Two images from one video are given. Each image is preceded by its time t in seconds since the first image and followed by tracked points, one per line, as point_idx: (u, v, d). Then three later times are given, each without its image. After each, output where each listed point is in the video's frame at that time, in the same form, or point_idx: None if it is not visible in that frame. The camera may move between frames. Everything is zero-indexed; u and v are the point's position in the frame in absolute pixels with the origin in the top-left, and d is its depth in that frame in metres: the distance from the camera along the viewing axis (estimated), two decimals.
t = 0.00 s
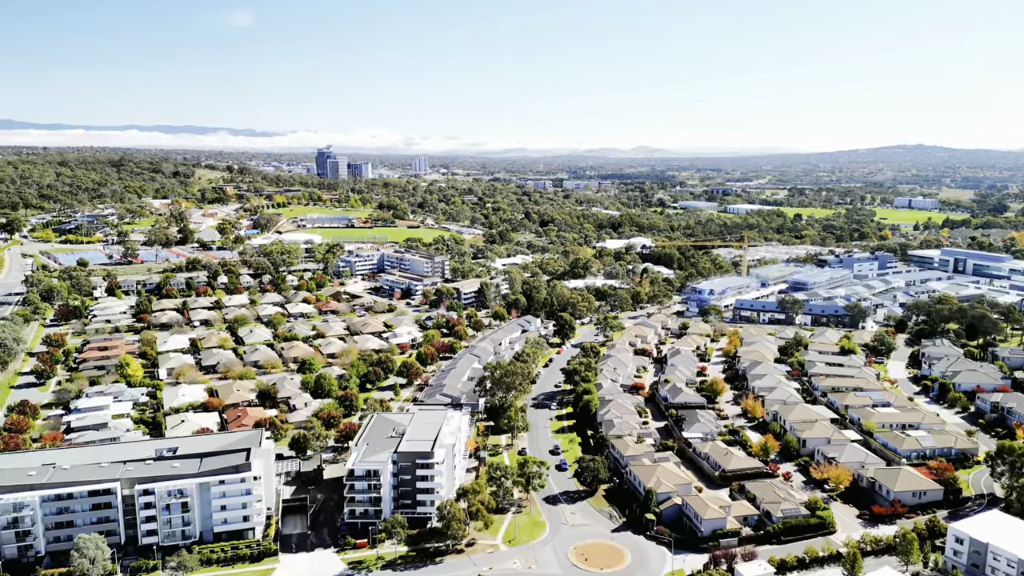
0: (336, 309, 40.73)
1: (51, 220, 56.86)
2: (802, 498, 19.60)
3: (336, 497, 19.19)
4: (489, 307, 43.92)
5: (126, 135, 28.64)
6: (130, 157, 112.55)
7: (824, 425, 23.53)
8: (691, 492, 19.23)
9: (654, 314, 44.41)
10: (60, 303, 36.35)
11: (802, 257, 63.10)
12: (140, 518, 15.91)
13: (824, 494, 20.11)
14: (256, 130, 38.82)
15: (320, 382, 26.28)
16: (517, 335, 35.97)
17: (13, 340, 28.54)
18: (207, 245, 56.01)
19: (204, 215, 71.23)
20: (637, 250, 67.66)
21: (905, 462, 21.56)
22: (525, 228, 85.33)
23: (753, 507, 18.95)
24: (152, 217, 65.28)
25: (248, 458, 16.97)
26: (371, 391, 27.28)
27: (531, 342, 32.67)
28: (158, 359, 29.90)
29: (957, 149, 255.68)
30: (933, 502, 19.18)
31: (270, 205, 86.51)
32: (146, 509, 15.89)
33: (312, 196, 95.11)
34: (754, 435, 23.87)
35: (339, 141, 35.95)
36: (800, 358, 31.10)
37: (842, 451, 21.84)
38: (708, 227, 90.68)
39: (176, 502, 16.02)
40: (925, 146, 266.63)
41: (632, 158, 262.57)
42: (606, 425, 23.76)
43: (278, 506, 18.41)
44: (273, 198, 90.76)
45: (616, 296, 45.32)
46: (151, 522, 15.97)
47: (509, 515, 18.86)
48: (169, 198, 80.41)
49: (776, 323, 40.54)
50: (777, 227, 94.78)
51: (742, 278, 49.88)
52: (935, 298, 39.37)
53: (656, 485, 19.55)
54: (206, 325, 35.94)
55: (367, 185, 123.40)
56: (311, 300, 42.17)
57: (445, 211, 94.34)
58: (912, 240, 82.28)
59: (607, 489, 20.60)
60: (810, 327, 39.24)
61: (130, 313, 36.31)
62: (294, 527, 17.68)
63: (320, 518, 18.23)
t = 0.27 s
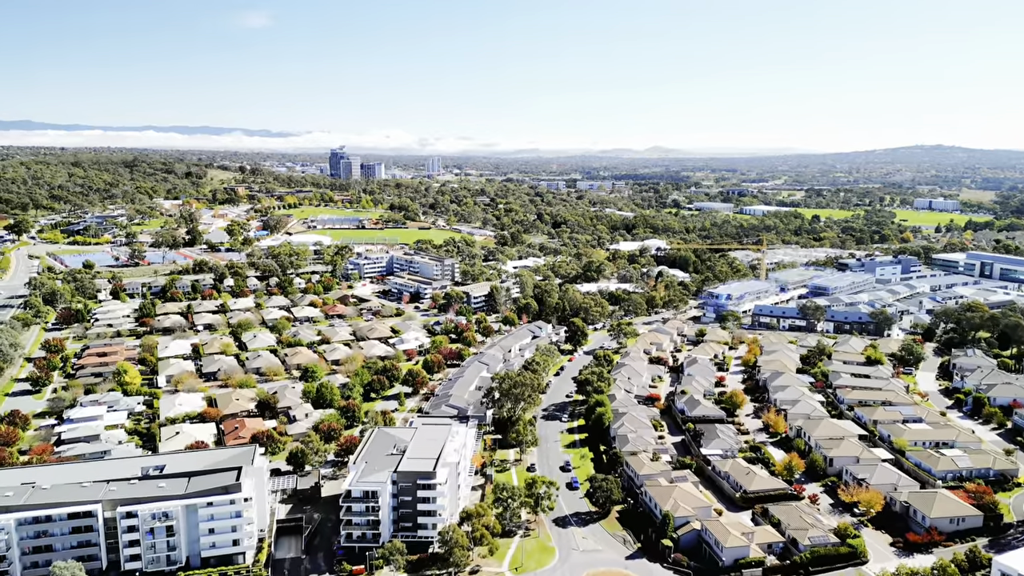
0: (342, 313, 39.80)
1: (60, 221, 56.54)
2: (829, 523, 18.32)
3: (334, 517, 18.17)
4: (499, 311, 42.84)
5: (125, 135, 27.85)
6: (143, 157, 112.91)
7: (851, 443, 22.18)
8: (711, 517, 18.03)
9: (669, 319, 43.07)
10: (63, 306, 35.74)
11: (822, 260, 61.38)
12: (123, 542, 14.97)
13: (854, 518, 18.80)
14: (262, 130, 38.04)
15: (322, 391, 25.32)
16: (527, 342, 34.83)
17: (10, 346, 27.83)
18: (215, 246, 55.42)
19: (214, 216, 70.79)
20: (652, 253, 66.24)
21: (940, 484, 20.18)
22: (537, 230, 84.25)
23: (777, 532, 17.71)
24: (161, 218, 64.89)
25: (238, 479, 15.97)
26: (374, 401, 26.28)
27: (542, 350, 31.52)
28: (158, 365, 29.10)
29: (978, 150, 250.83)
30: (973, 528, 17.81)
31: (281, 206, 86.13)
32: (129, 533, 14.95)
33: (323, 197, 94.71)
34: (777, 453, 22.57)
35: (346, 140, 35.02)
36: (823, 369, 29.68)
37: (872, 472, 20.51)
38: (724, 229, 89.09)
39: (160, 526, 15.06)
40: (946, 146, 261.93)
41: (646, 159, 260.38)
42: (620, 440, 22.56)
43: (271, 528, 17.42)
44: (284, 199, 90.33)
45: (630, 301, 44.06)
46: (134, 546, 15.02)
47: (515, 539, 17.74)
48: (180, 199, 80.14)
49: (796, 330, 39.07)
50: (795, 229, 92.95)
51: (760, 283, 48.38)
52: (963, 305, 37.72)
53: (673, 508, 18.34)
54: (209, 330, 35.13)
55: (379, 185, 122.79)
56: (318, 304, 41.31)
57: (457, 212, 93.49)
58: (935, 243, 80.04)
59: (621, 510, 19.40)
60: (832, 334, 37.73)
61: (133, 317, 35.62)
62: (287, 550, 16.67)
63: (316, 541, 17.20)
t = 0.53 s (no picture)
0: (349, 316, 38.87)
1: (70, 222, 56.26)
2: (862, 553, 17.02)
3: (330, 540, 17.15)
4: (509, 316, 41.74)
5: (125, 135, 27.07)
6: (158, 157, 113.25)
7: (883, 463, 20.82)
8: (733, 545, 16.78)
9: (685, 325, 41.69)
10: (66, 309, 35.13)
11: (844, 264, 59.61)
12: (103, 569, 14.03)
13: (888, 547, 17.47)
14: (270, 130, 37.23)
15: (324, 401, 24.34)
16: (538, 348, 33.69)
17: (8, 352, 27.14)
18: (224, 248, 54.83)
19: (224, 217, 70.35)
20: (667, 255, 64.79)
21: (981, 510, 18.77)
22: (550, 231, 83.11)
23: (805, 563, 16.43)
24: (172, 219, 64.50)
25: (228, 501, 14.99)
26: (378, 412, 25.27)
27: (553, 358, 30.35)
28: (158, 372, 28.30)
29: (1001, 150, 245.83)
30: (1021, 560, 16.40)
31: (292, 207, 85.69)
32: (110, 559, 14.02)
33: (335, 197, 94.22)
34: (803, 473, 21.25)
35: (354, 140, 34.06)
36: (850, 381, 28.24)
37: (906, 496, 19.16)
38: (741, 231, 87.36)
39: (143, 552, 14.11)
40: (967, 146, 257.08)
41: (661, 159, 258.07)
42: (635, 458, 21.35)
43: (264, 552, 16.42)
44: (296, 199, 89.90)
45: (645, 306, 42.76)
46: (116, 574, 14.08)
47: (523, 566, 16.61)
48: (192, 199, 79.90)
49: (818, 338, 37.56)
50: (814, 231, 90.98)
51: (780, 287, 46.85)
52: (996, 312, 36.02)
53: (693, 535, 17.11)
54: (214, 334, 34.36)
55: (391, 186, 122.21)
56: (325, 307, 40.43)
57: (469, 213, 92.55)
58: (960, 246, 77.78)
59: (636, 535, 18.19)
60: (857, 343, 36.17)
61: (137, 321, 34.93)
62: None
63: (311, 567, 16.18)
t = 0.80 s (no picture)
0: (355, 321, 37.92)
1: (78, 222, 55.92)
2: None
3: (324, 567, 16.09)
4: (520, 321, 40.60)
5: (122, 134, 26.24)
6: (170, 158, 113.42)
7: (917, 486, 19.43)
8: None
9: (702, 331, 40.31)
10: (67, 313, 34.49)
11: (865, 267, 57.84)
12: None
13: None
14: (275, 131, 36.45)
15: (324, 412, 23.33)
16: (549, 356, 32.52)
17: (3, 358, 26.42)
18: (231, 249, 54.23)
19: (234, 218, 69.87)
20: (682, 258, 63.37)
21: None
22: (562, 233, 81.92)
23: None
24: (180, 220, 64.06)
25: (213, 526, 14.00)
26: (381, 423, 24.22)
27: (564, 367, 29.16)
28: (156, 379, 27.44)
29: None
30: None
31: (303, 207, 85.20)
32: None
33: (346, 198, 93.64)
34: (831, 496, 19.90)
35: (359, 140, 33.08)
36: (877, 394, 26.79)
37: (943, 523, 17.77)
38: (757, 234, 85.62)
39: None
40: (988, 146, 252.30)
41: (675, 159, 255.78)
42: (651, 477, 20.13)
43: None
44: (306, 200, 89.40)
45: (660, 311, 41.47)
46: None
47: None
48: (202, 200, 79.60)
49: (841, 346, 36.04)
50: (832, 233, 89.01)
51: (799, 292, 45.31)
52: None
53: (713, 565, 15.86)
54: (217, 339, 33.53)
55: (403, 187, 121.56)
56: (331, 311, 39.53)
57: (480, 214, 91.59)
58: (984, 249, 75.56)
59: (651, 562, 16.98)
60: (883, 351, 34.60)
61: (138, 324, 34.20)
62: None
63: None
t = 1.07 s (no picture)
0: (362, 326, 36.97)
1: (87, 223, 55.64)
2: None
3: None
4: (531, 326, 39.46)
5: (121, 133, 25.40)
6: (184, 158, 113.56)
7: (956, 512, 18.05)
8: None
9: (720, 338, 38.91)
10: (70, 316, 33.89)
11: (888, 271, 56.04)
12: None
13: None
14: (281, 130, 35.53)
15: (325, 425, 22.37)
16: (560, 364, 31.33)
17: None
18: (240, 250, 53.62)
19: (244, 219, 69.39)
20: (698, 260, 61.89)
21: None
22: (575, 234, 80.69)
23: None
24: (190, 220, 63.64)
25: (196, 556, 12.98)
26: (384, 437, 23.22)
27: (576, 377, 28.00)
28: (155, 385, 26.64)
29: None
30: None
31: (314, 208, 84.68)
32: None
33: (358, 198, 93.02)
34: (861, 521, 18.59)
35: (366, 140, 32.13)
36: (908, 409, 25.34)
37: (986, 555, 16.38)
38: (775, 236, 83.83)
39: None
40: (1011, 146, 247.31)
41: (690, 159, 253.25)
42: (668, 499, 18.92)
43: None
44: (317, 200, 88.88)
45: (676, 317, 40.15)
46: None
47: None
48: (213, 200, 79.36)
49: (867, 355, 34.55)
50: (852, 235, 86.95)
51: (821, 297, 43.78)
52: None
53: None
54: (220, 344, 32.73)
55: (415, 187, 120.90)
56: (338, 315, 38.63)
57: (493, 215, 90.57)
58: (1012, 252, 73.22)
59: None
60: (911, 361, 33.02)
61: (141, 329, 33.51)
62: None
63: None
